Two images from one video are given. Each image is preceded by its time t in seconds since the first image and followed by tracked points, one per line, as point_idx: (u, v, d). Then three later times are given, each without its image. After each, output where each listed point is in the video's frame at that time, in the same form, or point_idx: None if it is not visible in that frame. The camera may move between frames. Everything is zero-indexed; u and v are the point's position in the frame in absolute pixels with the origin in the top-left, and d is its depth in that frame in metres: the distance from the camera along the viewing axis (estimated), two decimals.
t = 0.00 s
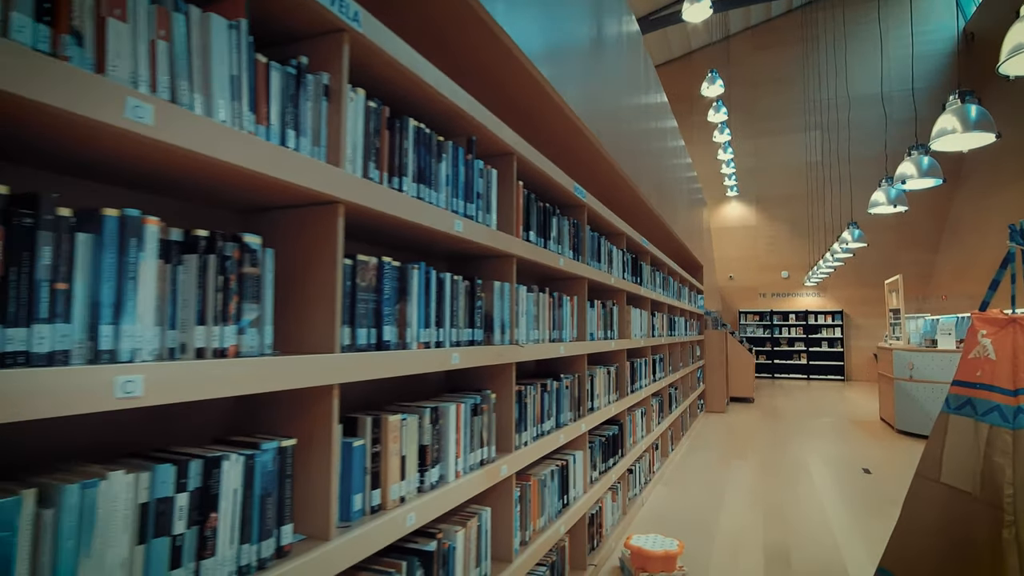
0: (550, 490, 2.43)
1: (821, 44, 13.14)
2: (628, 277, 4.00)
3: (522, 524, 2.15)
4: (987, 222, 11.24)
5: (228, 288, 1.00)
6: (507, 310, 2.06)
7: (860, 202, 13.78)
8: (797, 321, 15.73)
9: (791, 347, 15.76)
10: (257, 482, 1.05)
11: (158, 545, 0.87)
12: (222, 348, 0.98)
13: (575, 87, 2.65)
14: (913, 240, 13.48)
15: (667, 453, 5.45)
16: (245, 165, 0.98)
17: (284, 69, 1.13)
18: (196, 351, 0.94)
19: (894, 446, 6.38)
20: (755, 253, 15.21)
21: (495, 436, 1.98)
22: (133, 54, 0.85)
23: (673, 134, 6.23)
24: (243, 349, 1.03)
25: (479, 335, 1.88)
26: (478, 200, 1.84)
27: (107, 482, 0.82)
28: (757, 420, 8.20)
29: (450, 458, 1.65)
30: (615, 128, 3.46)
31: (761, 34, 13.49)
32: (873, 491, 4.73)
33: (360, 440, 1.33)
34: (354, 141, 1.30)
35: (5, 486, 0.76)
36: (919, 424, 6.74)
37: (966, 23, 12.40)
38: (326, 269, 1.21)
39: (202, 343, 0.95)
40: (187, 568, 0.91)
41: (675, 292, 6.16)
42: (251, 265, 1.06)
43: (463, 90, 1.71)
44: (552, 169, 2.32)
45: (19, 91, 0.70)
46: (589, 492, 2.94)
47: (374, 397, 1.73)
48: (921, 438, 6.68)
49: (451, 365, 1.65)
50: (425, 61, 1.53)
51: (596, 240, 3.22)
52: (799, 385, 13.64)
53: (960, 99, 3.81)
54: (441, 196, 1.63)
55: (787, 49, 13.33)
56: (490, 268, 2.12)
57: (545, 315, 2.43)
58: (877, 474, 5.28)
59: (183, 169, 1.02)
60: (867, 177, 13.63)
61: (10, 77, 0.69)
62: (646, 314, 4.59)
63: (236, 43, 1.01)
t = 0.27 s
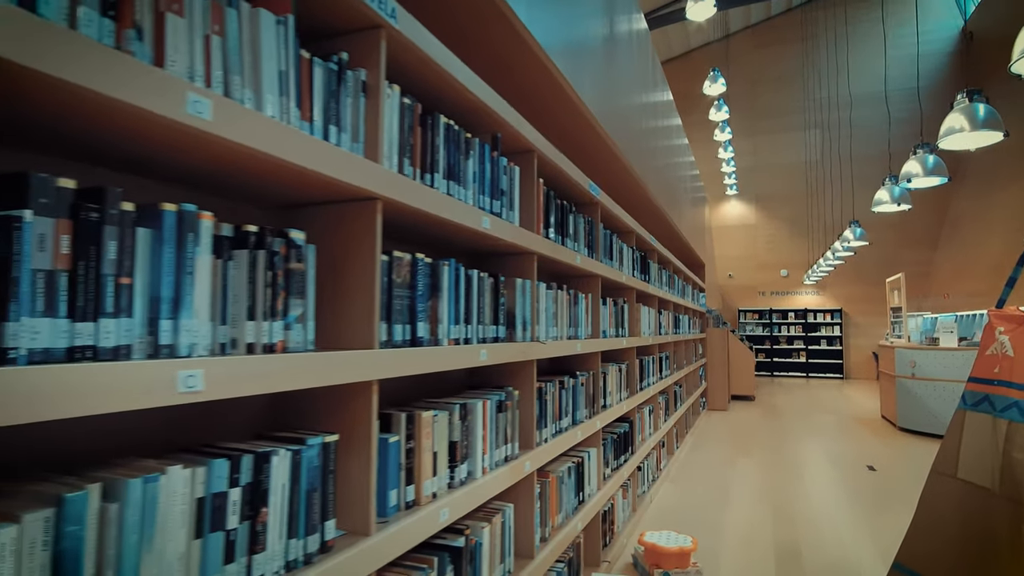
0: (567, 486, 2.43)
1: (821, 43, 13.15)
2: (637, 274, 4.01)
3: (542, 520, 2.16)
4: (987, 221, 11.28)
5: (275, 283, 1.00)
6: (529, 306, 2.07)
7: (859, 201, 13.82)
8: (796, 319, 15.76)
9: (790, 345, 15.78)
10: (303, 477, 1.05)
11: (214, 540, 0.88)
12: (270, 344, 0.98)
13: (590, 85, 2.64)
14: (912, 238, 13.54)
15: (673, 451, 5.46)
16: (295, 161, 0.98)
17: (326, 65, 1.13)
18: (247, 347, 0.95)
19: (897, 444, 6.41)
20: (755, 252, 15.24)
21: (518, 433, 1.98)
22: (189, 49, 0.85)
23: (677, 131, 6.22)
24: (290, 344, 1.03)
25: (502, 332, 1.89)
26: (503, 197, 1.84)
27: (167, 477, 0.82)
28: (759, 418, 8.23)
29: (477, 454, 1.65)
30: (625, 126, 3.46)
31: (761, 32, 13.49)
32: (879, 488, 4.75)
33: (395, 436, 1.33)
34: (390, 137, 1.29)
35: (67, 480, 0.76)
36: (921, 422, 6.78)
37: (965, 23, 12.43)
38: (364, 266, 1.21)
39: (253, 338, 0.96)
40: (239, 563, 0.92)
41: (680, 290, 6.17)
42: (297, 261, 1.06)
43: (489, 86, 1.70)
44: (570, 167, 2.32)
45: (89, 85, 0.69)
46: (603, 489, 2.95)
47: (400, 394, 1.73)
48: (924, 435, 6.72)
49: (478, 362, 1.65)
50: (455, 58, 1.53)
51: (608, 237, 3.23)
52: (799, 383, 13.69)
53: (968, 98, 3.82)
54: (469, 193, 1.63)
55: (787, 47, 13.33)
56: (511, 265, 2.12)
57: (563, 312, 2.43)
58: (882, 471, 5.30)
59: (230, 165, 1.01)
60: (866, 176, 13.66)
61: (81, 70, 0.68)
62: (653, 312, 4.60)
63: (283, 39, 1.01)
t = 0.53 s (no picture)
0: (580, 482, 2.45)
1: (818, 41, 13.16)
2: (644, 271, 4.02)
3: (558, 516, 2.17)
4: (984, 218, 11.34)
5: (313, 280, 1.01)
6: (545, 304, 2.07)
7: (855, 199, 13.87)
8: (794, 317, 15.78)
9: (788, 343, 15.83)
10: (339, 473, 1.05)
11: (259, 536, 0.88)
12: (309, 340, 0.99)
13: (600, 83, 2.65)
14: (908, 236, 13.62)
15: (676, 448, 5.47)
16: (332, 157, 0.98)
17: (359, 62, 1.13)
18: (287, 343, 0.95)
19: (899, 440, 6.44)
20: (753, 250, 15.28)
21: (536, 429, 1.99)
22: (233, 46, 0.84)
23: (678, 129, 6.23)
24: (327, 341, 1.03)
25: (521, 329, 1.89)
26: (521, 195, 1.85)
27: (214, 473, 0.82)
28: (759, 415, 8.26)
29: (499, 449, 1.65)
30: (632, 123, 3.47)
31: (758, 30, 13.49)
32: (882, 484, 4.78)
33: (423, 433, 1.33)
34: (418, 134, 1.30)
35: (116, 477, 0.76)
36: (922, 418, 6.82)
37: (961, 20, 12.47)
38: (395, 263, 1.21)
39: (293, 334, 0.96)
40: (282, 559, 0.92)
41: (683, 287, 6.19)
42: (332, 258, 1.06)
43: (507, 83, 1.70)
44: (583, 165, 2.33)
45: (145, 81, 0.69)
46: (613, 486, 2.95)
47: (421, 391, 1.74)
48: (924, 432, 6.76)
49: (501, 359, 1.66)
50: (477, 55, 1.53)
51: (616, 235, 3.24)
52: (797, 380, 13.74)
53: (971, 95, 3.84)
54: (489, 190, 1.64)
55: (784, 45, 13.35)
56: (527, 262, 2.13)
57: (576, 310, 2.44)
58: (884, 467, 5.33)
59: (266, 162, 1.01)
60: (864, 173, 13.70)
61: (135, 65, 0.68)
62: (658, 309, 4.62)
63: (320, 35, 1.01)
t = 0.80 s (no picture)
0: (592, 478, 2.45)
1: (818, 39, 13.15)
2: (650, 268, 4.02)
3: (572, 511, 2.17)
4: (983, 216, 11.38)
5: (346, 273, 1.00)
6: (559, 300, 2.07)
7: (855, 196, 13.88)
8: (793, 315, 15.75)
9: (787, 341, 15.84)
10: (371, 467, 1.05)
11: (298, 528, 0.88)
12: (342, 334, 0.99)
13: (611, 80, 2.64)
14: (907, 234, 13.65)
15: (679, 445, 5.47)
16: (365, 150, 0.98)
17: (388, 55, 1.12)
18: (322, 336, 0.94)
19: (900, 437, 6.46)
20: (752, 248, 15.27)
21: (552, 425, 1.99)
22: (272, 37, 0.84)
23: (681, 126, 6.23)
24: (359, 335, 1.03)
25: (537, 325, 1.89)
26: (538, 190, 1.85)
27: (255, 466, 0.81)
28: (760, 413, 8.26)
29: (518, 444, 1.66)
30: (639, 120, 3.46)
31: (758, 28, 13.46)
32: (885, 480, 4.79)
33: (447, 427, 1.33)
34: (443, 128, 1.29)
35: (160, 469, 0.76)
36: (923, 415, 6.84)
37: (960, 19, 12.50)
38: (421, 257, 1.21)
39: (328, 328, 0.96)
40: (318, 552, 0.91)
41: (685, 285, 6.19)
42: (363, 252, 1.05)
43: (526, 79, 1.70)
44: (596, 161, 2.33)
45: (193, 71, 0.69)
46: (621, 482, 2.95)
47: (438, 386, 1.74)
48: (925, 429, 6.78)
49: (520, 354, 1.66)
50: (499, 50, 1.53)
51: (625, 231, 3.24)
52: (796, 378, 13.75)
53: (977, 92, 3.85)
54: (509, 185, 1.63)
55: (784, 43, 13.33)
56: (542, 257, 2.13)
57: (588, 306, 2.44)
58: (887, 464, 5.35)
59: (298, 155, 1.01)
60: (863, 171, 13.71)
61: (183, 54, 0.67)
62: (663, 306, 4.62)
63: (353, 28, 1.01)
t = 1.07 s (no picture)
0: (604, 476, 2.45)
1: (817, 37, 13.15)
2: (656, 266, 4.01)
3: (586, 508, 2.17)
4: (983, 215, 11.41)
5: (380, 266, 1.00)
6: (574, 296, 2.07)
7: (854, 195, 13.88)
8: (794, 312, 15.58)
9: (786, 339, 15.83)
10: (403, 461, 1.04)
11: (335, 522, 0.87)
12: (375, 327, 0.98)
13: (621, 77, 2.64)
14: (906, 232, 13.66)
15: (683, 443, 5.46)
16: (399, 143, 0.97)
17: (417, 48, 1.12)
18: (356, 329, 0.94)
19: (902, 434, 6.46)
20: (751, 246, 15.26)
21: (568, 421, 1.99)
22: (310, 27, 0.83)
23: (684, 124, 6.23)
24: (390, 328, 1.03)
25: (553, 321, 1.88)
26: (555, 186, 1.84)
27: (296, 458, 0.81)
28: (761, 411, 8.25)
29: (537, 440, 1.65)
30: (647, 118, 3.46)
31: (758, 26, 13.44)
32: (890, 477, 4.79)
33: (472, 422, 1.33)
34: (468, 122, 1.28)
35: (202, 462, 0.75)
36: (925, 413, 6.85)
37: (960, 18, 12.53)
38: (448, 251, 1.21)
39: (362, 321, 0.95)
40: (354, 546, 0.91)
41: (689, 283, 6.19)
42: (394, 245, 1.05)
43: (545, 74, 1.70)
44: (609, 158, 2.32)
45: (241, 60, 0.67)
46: (631, 479, 2.95)
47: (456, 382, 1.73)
48: (927, 426, 6.80)
49: (539, 349, 1.65)
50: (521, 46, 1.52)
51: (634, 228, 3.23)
52: (796, 376, 13.74)
53: (983, 90, 3.86)
54: (528, 179, 1.62)
55: (784, 41, 13.31)
56: (558, 253, 2.13)
57: (600, 303, 2.43)
58: (890, 461, 5.35)
59: (331, 148, 1.00)
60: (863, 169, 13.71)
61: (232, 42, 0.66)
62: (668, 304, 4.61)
63: (385, 20, 1.00)
